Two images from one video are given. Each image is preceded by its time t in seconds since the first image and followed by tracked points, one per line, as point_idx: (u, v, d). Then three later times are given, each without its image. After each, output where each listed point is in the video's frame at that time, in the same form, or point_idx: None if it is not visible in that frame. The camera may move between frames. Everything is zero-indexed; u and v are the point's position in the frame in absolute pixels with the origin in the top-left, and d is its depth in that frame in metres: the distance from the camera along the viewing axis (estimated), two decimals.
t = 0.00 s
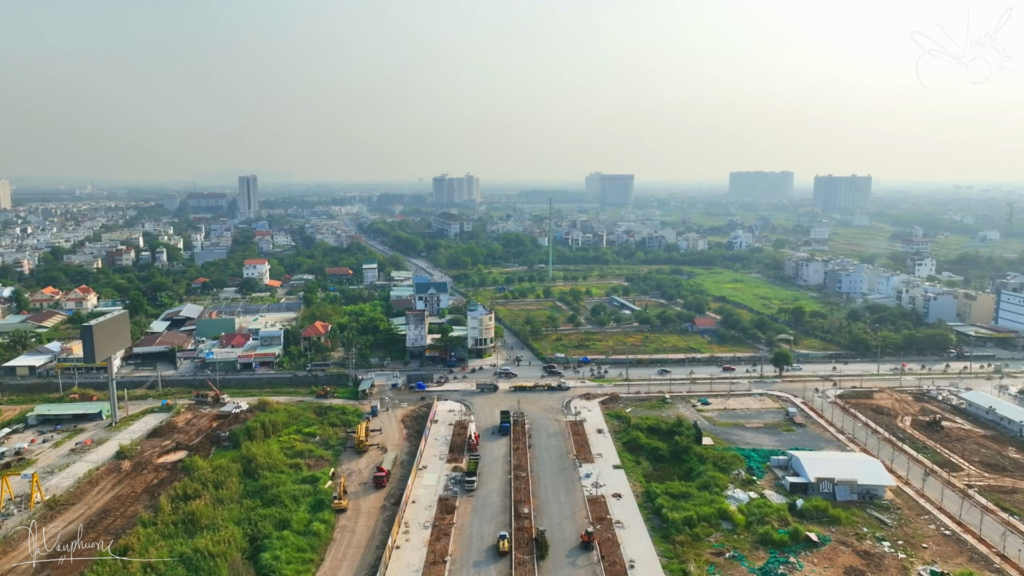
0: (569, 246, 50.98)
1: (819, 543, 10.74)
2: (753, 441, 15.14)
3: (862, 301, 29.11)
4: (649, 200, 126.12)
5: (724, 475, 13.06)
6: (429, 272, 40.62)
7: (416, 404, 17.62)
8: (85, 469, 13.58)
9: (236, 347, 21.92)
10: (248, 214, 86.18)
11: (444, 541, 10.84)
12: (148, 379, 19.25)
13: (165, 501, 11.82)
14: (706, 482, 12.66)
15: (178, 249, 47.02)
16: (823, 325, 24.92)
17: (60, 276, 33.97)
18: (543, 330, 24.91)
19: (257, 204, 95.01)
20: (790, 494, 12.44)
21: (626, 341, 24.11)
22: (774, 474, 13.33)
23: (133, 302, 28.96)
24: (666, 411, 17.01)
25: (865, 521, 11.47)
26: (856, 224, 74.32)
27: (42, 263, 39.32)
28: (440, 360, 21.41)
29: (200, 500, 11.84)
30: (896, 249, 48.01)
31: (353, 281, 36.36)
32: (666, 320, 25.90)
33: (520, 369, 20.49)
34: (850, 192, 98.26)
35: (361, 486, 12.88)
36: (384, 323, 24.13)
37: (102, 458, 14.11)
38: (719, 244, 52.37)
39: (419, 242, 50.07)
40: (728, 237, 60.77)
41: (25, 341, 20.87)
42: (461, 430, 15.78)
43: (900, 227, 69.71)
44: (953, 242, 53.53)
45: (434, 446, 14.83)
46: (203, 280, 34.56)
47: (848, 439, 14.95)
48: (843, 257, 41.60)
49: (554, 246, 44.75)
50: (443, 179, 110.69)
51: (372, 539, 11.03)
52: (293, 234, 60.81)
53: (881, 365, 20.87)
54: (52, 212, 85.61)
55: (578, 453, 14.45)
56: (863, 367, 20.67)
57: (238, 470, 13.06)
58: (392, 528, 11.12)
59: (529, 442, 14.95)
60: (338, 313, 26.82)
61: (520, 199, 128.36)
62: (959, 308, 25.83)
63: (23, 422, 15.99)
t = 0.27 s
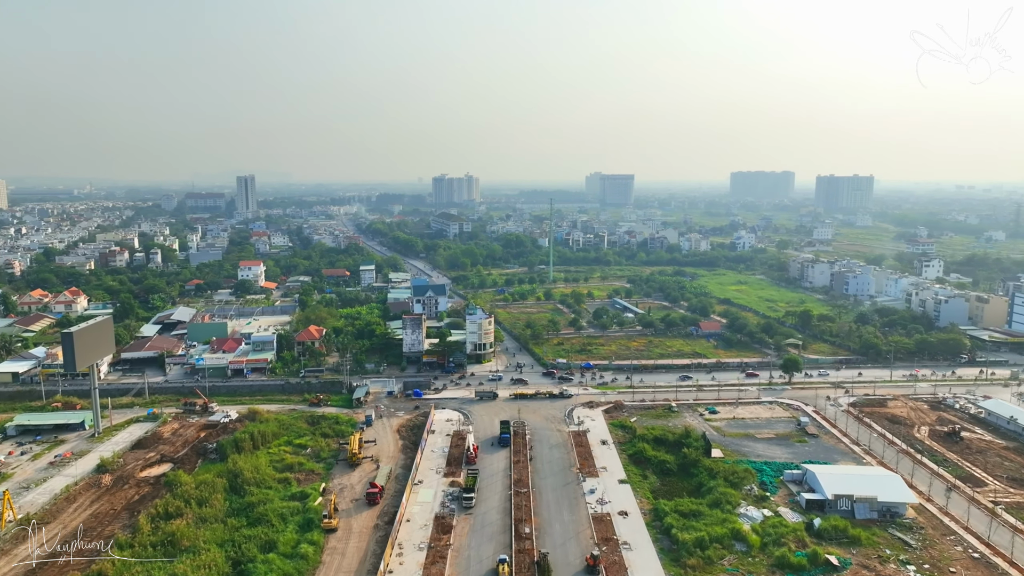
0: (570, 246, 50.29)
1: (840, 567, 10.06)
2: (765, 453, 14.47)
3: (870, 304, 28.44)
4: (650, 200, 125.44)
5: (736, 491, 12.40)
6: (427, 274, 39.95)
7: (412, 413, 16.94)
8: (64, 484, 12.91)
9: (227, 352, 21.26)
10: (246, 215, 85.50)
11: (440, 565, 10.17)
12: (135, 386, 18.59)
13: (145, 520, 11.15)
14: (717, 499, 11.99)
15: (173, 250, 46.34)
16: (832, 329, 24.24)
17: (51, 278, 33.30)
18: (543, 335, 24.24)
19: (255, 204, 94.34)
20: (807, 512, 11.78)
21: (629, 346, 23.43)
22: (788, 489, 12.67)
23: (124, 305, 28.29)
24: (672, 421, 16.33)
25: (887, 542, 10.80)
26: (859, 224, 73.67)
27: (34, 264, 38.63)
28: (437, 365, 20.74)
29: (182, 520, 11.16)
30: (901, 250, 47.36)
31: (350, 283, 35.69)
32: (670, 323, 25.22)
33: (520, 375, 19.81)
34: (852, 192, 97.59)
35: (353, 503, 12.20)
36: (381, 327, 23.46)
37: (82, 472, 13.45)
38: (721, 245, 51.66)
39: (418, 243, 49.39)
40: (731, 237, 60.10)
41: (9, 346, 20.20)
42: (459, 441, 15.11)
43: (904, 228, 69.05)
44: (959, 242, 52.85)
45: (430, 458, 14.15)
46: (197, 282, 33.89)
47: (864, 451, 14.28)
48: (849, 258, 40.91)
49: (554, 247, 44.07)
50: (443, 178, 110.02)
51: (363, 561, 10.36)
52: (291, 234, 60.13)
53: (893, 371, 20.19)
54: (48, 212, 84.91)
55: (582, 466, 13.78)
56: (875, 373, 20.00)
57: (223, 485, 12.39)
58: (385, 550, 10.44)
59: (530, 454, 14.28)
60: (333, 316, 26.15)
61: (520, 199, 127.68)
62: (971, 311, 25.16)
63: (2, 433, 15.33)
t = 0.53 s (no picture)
0: (570, 247, 49.61)
1: None
2: (777, 466, 13.81)
3: (879, 307, 27.75)
4: (651, 200, 124.75)
5: (749, 509, 11.73)
6: (425, 276, 39.25)
7: (408, 423, 16.27)
8: (39, 501, 12.23)
9: (218, 358, 20.59)
10: (243, 215, 84.80)
11: None
12: (121, 394, 17.93)
13: (121, 542, 10.46)
14: (730, 518, 11.31)
15: (168, 251, 45.64)
16: (842, 333, 23.55)
17: (42, 279, 32.61)
18: (544, 339, 23.58)
19: (252, 204, 93.61)
20: (825, 532, 11.12)
21: (633, 351, 22.75)
22: (803, 507, 12.01)
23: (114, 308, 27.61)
24: (679, 431, 15.66)
25: (913, 566, 10.13)
26: (863, 224, 73.03)
27: (25, 265, 37.95)
28: (435, 372, 20.08)
29: (161, 541, 10.48)
30: (907, 251, 46.68)
31: (347, 285, 35.01)
32: (675, 327, 24.54)
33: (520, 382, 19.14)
34: (854, 192, 96.91)
35: (344, 522, 11.53)
36: (377, 332, 22.78)
37: (59, 488, 12.77)
38: (724, 246, 50.97)
39: (416, 244, 48.73)
40: (733, 238, 59.45)
41: None
42: (457, 453, 14.42)
43: (908, 228, 68.39)
44: (964, 243, 52.18)
45: (426, 472, 13.47)
46: (191, 284, 33.21)
47: (881, 465, 13.61)
48: (854, 260, 40.22)
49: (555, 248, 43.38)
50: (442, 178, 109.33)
51: None
52: (289, 235, 59.46)
53: (907, 378, 19.52)
54: (44, 213, 84.19)
55: (586, 481, 13.10)
56: (888, 380, 19.33)
57: (207, 503, 11.70)
58: None
59: (532, 468, 13.60)
60: (329, 319, 25.47)
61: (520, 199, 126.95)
62: (983, 315, 24.50)
63: None
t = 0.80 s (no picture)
0: (571, 248, 48.98)
1: None
2: (790, 480, 13.13)
3: (888, 310, 27.08)
4: (651, 200, 124.12)
5: (764, 529, 11.05)
6: (424, 278, 38.60)
7: (403, 433, 15.59)
8: (11, 519, 11.56)
9: (208, 363, 19.91)
10: (241, 215, 84.13)
11: None
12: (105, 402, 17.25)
13: (95, 567, 9.80)
14: (744, 539, 10.63)
15: (163, 252, 44.98)
16: (851, 337, 22.91)
17: (32, 281, 31.92)
18: (545, 343, 22.90)
19: (250, 204, 92.98)
20: (845, 554, 10.46)
21: (637, 356, 22.06)
22: (820, 526, 11.35)
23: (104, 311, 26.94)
24: (687, 442, 14.98)
25: None
26: (866, 224, 72.39)
27: (16, 266, 37.29)
28: (432, 378, 19.40)
29: (138, 565, 9.82)
30: (912, 252, 46.01)
31: (344, 287, 34.36)
32: (680, 331, 23.87)
33: (520, 390, 18.46)
34: (856, 192, 96.28)
35: (334, 544, 10.85)
36: (373, 336, 22.11)
37: (33, 505, 12.09)
38: (727, 246, 50.33)
39: (415, 245, 48.08)
40: (735, 239, 58.82)
41: None
42: (454, 466, 13.74)
43: (912, 228, 67.71)
44: (970, 243, 51.54)
45: (422, 488, 12.79)
46: (184, 285, 32.54)
47: (901, 480, 12.93)
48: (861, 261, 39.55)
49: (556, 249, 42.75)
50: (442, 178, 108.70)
51: None
52: (286, 235, 58.83)
53: (921, 385, 18.82)
54: (40, 213, 83.47)
55: (590, 497, 12.42)
56: (902, 386, 18.64)
57: (189, 523, 11.04)
58: None
59: (533, 483, 12.92)
60: (324, 323, 24.80)
61: (520, 199, 126.37)
62: (997, 319, 23.84)
63: None
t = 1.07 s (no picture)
0: (572, 249, 48.30)
1: None
2: (805, 496, 12.46)
3: (898, 314, 26.40)
4: (652, 200, 123.47)
5: (781, 552, 10.36)
6: (422, 280, 37.92)
7: (398, 445, 14.92)
8: None
9: (197, 370, 19.25)
10: (239, 215, 83.41)
11: None
12: (89, 411, 16.58)
13: None
14: (760, 563, 9.94)
15: (158, 253, 44.26)
16: (861, 342, 22.24)
17: (21, 283, 31.23)
18: (547, 349, 22.21)
19: (248, 204, 92.30)
20: None
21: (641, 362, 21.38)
22: (840, 547, 10.68)
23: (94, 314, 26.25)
24: (695, 455, 14.31)
25: None
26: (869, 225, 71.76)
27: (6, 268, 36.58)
28: (430, 385, 18.72)
29: None
30: (918, 253, 45.35)
31: (340, 289, 33.69)
32: (685, 336, 23.21)
33: (521, 398, 17.79)
34: (858, 192, 95.63)
35: (322, 568, 10.18)
36: (369, 341, 21.45)
37: (6, 524, 11.43)
38: (729, 247, 49.68)
39: (413, 245, 47.41)
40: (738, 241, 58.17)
41: None
42: (452, 481, 13.07)
43: (916, 229, 67.05)
44: (975, 244, 50.91)
45: (417, 505, 12.12)
46: (177, 288, 31.85)
47: (922, 497, 12.25)
48: (866, 262, 38.87)
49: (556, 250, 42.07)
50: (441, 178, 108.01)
51: None
52: (283, 236, 58.14)
53: (936, 392, 18.14)
54: (36, 213, 82.73)
55: (594, 515, 11.74)
56: (917, 394, 17.97)
57: (169, 544, 10.37)
58: None
59: (534, 500, 12.24)
60: (319, 327, 24.12)
61: (520, 199, 125.70)
62: (1010, 323, 23.17)
63: None
